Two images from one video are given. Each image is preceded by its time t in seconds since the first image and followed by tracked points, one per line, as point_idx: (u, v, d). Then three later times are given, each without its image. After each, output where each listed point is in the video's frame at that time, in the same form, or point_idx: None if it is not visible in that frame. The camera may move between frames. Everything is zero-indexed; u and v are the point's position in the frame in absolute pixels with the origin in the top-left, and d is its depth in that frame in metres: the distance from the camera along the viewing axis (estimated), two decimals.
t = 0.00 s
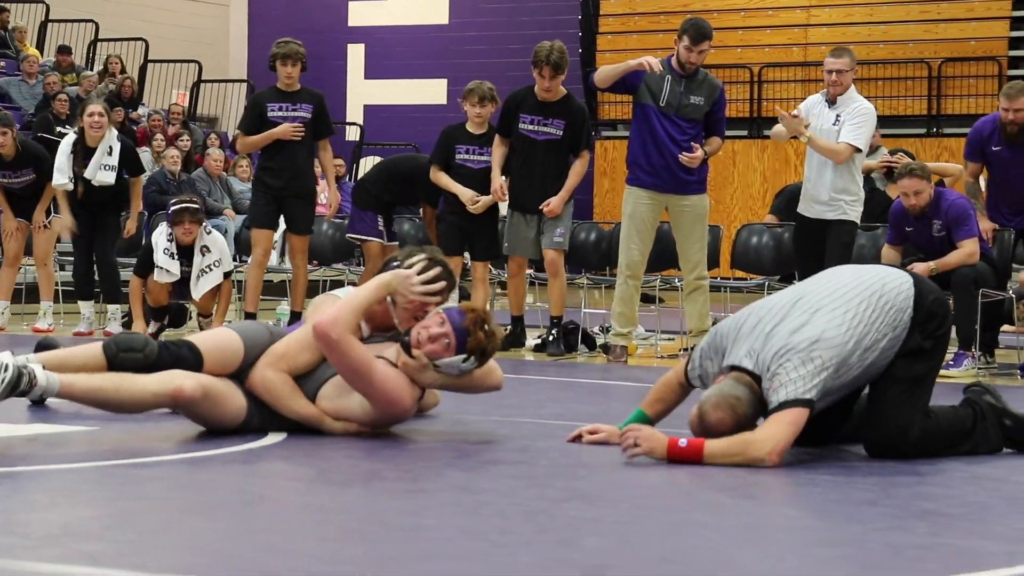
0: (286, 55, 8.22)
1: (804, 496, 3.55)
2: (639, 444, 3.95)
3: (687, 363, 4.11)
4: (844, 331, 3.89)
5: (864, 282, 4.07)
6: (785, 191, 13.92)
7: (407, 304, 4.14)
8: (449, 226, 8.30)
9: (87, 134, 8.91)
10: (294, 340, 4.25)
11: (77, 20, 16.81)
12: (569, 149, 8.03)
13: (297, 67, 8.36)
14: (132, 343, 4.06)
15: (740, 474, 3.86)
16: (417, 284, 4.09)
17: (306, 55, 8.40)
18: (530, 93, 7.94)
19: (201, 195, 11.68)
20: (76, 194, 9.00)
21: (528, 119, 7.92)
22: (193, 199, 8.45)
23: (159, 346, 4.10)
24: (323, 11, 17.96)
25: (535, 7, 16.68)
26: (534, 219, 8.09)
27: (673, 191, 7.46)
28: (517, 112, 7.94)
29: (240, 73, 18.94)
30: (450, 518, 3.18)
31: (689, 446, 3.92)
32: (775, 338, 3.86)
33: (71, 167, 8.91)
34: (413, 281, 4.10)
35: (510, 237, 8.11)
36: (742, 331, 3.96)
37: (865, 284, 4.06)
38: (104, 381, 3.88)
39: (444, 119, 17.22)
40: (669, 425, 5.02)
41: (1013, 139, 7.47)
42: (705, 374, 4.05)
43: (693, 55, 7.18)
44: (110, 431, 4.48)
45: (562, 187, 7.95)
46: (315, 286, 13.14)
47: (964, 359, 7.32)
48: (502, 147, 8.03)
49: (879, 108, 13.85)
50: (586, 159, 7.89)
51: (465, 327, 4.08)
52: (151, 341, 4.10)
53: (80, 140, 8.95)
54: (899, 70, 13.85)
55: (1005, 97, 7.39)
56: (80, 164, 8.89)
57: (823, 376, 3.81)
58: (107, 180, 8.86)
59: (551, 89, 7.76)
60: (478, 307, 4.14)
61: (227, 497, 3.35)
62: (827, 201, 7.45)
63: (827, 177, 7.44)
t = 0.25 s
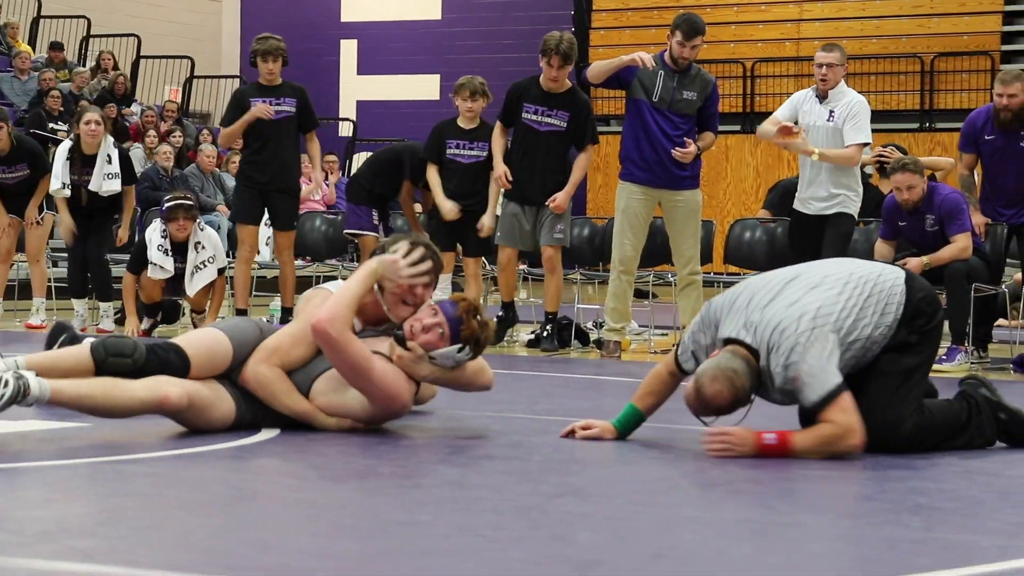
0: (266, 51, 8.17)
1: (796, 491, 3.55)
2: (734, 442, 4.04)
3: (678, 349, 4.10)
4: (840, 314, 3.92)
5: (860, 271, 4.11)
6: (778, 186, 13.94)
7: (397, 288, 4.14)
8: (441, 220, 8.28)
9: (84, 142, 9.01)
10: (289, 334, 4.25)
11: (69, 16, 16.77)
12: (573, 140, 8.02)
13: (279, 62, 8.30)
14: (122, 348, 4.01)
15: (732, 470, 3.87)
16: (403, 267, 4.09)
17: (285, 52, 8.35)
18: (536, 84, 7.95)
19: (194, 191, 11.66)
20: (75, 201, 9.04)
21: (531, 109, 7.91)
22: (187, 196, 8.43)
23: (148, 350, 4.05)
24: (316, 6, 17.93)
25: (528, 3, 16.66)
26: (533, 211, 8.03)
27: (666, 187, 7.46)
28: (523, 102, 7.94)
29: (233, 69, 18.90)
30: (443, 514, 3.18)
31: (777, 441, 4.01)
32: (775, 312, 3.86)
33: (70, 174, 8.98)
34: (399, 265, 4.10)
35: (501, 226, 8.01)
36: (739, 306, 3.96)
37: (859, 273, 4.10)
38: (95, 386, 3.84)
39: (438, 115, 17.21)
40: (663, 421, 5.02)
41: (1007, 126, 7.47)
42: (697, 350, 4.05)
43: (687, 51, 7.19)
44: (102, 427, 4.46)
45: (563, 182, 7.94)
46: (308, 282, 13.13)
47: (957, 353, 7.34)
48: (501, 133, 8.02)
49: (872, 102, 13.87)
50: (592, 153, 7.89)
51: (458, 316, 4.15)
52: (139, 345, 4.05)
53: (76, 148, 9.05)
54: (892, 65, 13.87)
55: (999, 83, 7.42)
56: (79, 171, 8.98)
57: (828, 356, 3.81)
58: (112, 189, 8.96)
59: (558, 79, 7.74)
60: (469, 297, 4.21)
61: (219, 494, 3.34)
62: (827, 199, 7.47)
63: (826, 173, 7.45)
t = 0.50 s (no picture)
0: (255, 47, 8.10)
1: (792, 490, 3.56)
2: (756, 444, 4.07)
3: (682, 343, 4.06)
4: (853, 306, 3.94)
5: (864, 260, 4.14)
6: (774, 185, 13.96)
7: (407, 295, 4.12)
8: (438, 217, 8.28)
9: (80, 133, 8.93)
10: (295, 325, 4.25)
11: (66, 11, 16.74)
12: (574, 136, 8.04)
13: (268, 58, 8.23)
14: (120, 351, 3.99)
15: (728, 469, 3.87)
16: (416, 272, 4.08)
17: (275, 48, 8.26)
18: (535, 80, 7.93)
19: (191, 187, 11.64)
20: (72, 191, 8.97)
21: (532, 105, 7.89)
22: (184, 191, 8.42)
23: (146, 352, 4.02)
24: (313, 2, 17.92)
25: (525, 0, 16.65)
26: (531, 207, 8.03)
27: (663, 185, 7.47)
28: (522, 97, 7.91)
29: (229, 64, 18.88)
30: (439, 511, 3.18)
31: (797, 440, 4.04)
32: (793, 303, 3.85)
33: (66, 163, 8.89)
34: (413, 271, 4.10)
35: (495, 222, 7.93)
36: (753, 297, 3.94)
37: (861, 263, 4.12)
38: (95, 391, 3.89)
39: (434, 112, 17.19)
40: (659, 419, 5.02)
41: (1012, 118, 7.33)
42: (704, 339, 4.02)
43: (684, 49, 7.20)
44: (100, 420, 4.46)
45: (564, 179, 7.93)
46: (304, 279, 13.13)
47: (953, 353, 7.35)
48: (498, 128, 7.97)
49: (869, 102, 13.90)
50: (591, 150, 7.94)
51: (465, 325, 4.13)
52: (137, 347, 4.02)
53: (73, 137, 8.95)
54: (889, 64, 13.89)
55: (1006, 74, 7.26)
56: (75, 161, 8.89)
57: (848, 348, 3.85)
58: (113, 177, 8.88)
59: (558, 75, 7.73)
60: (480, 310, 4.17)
61: (217, 489, 3.34)
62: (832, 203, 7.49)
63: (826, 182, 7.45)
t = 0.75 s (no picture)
0: (246, 47, 7.96)
1: (791, 489, 3.55)
2: (754, 444, 4.07)
3: (683, 338, 4.11)
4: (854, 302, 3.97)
5: (857, 252, 4.16)
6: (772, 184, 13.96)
7: (414, 297, 4.13)
8: (437, 216, 8.26)
9: (86, 94, 8.88)
10: (299, 324, 4.25)
11: (65, 9, 16.73)
12: (563, 132, 8.00)
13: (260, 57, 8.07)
14: (120, 352, 3.98)
15: (727, 468, 3.87)
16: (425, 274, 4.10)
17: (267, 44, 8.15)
18: (520, 79, 7.85)
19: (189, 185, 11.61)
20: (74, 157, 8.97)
21: (520, 103, 7.81)
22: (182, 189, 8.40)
23: (146, 353, 4.01)
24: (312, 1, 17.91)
25: None
26: (525, 207, 7.97)
27: (661, 184, 7.47)
28: (510, 96, 7.81)
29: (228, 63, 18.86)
30: (438, 510, 3.18)
31: (794, 439, 4.04)
32: (799, 308, 3.88)
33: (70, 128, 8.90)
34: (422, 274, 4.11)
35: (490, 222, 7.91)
36: (755, 304, 3.95)
37: (852, 256, 4.14)
38: (95, 392, 3.90)
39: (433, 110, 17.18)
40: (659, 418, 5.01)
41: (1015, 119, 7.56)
42: (707, 348, 4.05)
43: (683, 48, 7.19)
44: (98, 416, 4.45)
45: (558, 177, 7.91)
46: (302, 277, 13.12)
47: (952, 353, 7.33)
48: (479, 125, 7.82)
49: (868, 101, 13.90)
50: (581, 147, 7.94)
51: (459, 331, 4.04)
52: (137, 347, 4.01)
53: (77, 100, 8.89)
54: (888, 63, 13.90)
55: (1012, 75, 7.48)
56: (79, 124, 8.90)
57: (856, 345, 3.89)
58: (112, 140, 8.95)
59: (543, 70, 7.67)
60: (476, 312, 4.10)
61: (214, 488, 3.34)
62: (838, 198, 7.50)
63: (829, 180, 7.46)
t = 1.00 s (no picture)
0: (241, 50, 8.07)
1: (790, 487, 3.55)
2: (754, 441, 4.03)
3: (677, 334, 4.12)
4: (854, 302, 4.00)
5: (849, 248, 4.21)
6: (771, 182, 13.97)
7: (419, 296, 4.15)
8: (432, 213, 8.26)
9: (84, 80, 8.81)
10: (292, 324, 4.22)
11: (63, 8, 16.72)
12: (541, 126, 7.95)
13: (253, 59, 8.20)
14: (119, 353, 3.97)
15: (725, 466, 3.87)
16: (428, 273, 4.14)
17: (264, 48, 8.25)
18: (494, 77, 7.84)
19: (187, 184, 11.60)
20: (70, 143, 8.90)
21: (498, 100, 7.80)
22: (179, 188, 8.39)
23: (145, 354, 4.00)
24: None
25: None
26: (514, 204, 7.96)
27: (659, 182, 7.46)
28: (487, 93, 7.81)
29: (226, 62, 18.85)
30: (437, 508, 3.18)
31: (793, 436, 4.00)
32: (804, 311, 3.91)
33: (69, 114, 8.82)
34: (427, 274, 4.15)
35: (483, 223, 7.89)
36: (757, 308, 3.97)
37: (846, 253, 4.17)
38: (97, 394, 3.90)
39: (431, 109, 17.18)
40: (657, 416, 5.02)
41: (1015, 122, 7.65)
42: (706, 350, 4.07)
43: (681, 47, 7.19)
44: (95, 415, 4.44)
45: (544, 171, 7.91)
46: (301, 276, 13.12)
47: (952, 350, 7.29)
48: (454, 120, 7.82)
49: (867, 99, 13.90)
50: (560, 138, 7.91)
51: (413, 326, 3.96)
52: (136, 348, 4.00)
53: (75, 86, 8.83)
54: (886, 61, 13.92)
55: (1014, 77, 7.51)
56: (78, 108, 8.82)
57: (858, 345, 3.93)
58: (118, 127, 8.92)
59: (514, 60, 7.66)
60: (429, 302, 3.98)
61: (212, 487, 3.33)
62: (833, 199, 7.50)
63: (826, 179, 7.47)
